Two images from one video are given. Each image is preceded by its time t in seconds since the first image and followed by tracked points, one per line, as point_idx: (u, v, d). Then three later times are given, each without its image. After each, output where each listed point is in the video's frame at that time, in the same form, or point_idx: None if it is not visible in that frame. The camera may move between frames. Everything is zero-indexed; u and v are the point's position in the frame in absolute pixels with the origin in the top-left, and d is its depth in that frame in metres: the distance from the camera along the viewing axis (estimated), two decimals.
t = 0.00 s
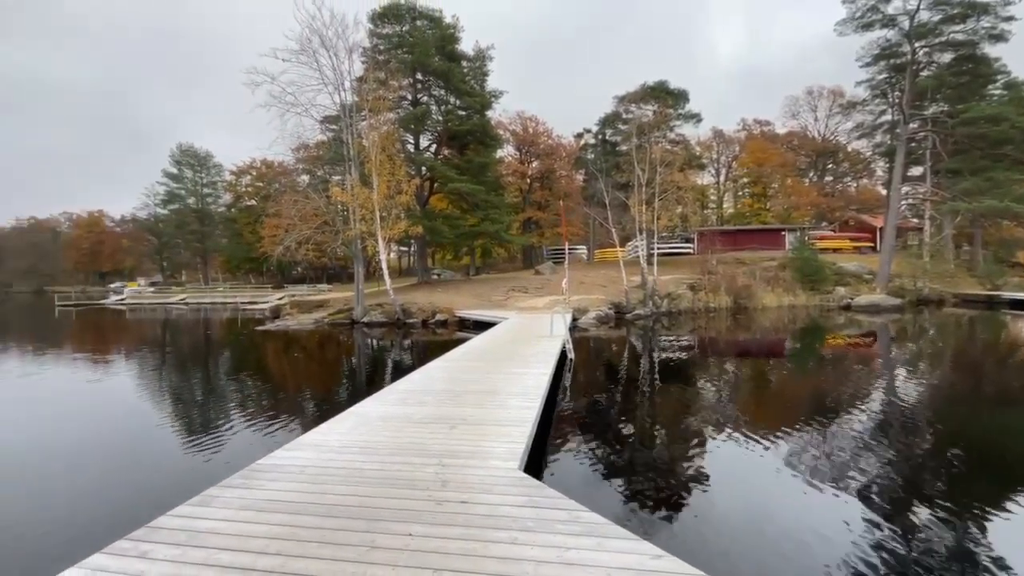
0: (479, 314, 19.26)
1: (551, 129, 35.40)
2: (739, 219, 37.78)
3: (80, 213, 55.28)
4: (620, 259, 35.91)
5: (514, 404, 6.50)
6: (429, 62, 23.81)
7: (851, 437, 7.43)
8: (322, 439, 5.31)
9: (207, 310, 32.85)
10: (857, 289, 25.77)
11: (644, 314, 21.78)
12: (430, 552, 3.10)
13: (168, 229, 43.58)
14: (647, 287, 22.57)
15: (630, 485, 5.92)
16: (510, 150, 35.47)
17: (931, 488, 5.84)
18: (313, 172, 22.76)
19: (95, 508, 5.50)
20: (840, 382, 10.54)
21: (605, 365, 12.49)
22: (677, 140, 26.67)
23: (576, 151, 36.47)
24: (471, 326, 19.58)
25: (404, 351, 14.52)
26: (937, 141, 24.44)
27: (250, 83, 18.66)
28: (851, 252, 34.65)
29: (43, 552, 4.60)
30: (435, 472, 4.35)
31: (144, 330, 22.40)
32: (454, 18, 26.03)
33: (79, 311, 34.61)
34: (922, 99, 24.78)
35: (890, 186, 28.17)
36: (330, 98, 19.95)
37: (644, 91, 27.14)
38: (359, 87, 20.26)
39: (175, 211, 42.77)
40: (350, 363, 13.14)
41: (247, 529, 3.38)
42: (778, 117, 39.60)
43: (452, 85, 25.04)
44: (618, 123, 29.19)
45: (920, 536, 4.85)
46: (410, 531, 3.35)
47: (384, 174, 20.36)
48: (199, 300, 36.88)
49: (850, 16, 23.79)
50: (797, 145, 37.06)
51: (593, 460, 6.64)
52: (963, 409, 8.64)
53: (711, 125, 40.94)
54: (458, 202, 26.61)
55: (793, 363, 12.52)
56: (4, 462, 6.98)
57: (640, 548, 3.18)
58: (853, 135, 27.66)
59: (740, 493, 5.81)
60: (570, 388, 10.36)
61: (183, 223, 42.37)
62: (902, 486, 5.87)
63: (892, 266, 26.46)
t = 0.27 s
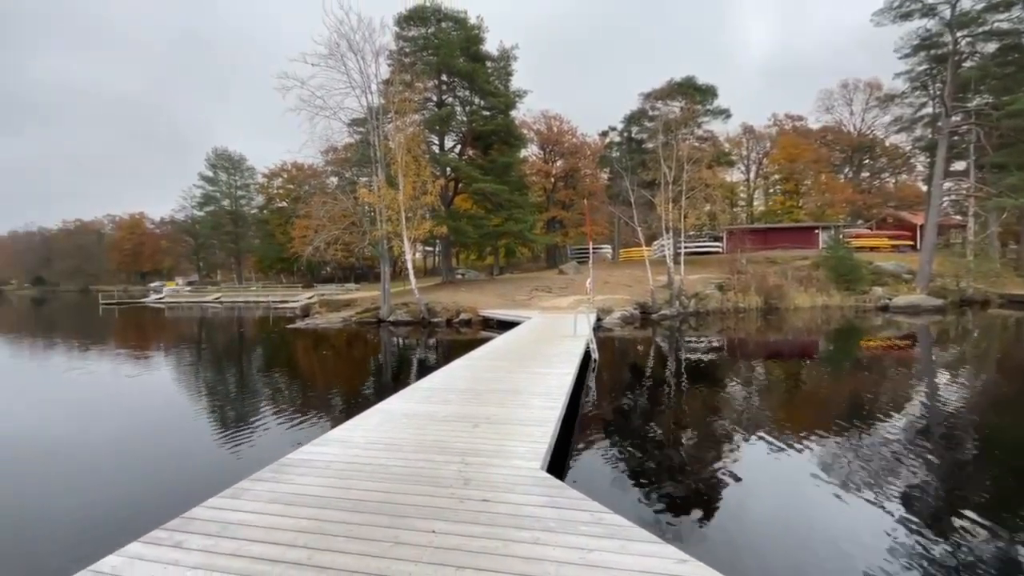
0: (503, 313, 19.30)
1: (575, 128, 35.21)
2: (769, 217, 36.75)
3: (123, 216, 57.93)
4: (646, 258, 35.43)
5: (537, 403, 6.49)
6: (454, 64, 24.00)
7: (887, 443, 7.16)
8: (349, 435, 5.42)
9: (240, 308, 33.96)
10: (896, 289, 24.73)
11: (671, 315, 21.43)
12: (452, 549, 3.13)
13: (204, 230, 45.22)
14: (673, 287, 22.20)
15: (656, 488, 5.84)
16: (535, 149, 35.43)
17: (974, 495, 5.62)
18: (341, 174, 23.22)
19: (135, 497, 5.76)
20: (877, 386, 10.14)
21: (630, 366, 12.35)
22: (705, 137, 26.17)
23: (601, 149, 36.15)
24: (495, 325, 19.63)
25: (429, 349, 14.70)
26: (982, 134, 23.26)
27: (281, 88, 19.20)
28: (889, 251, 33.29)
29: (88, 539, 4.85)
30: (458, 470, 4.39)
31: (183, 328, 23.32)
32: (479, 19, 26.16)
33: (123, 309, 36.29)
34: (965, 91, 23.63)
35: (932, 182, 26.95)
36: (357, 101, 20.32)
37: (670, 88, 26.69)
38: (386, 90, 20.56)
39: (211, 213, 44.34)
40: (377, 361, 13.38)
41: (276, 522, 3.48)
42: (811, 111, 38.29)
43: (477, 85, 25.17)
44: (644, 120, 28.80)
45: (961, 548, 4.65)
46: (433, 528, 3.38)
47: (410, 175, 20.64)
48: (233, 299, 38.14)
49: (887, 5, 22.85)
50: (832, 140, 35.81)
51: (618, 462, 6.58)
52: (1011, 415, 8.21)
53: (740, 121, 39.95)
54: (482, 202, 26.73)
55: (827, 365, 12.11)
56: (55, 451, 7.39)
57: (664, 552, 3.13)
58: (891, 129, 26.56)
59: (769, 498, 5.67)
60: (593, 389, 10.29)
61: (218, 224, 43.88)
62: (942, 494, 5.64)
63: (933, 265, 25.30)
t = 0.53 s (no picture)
0: (525, 313, 19.30)
1: (599, 126, 34.92)
2: (800, 215, 35.70)
3: (161, 217, 60.23)
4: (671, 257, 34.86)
5: (559, 403, 6.47)
6: (477, 64, 24.11)
7: (924, 448, 6.89)
8: (374, 431, 5.52)
9: (270, 307, 34.89)
10: (936, 289, 23.66)
11: (697, 315, 21.02)
12: (474, 546, 3.16)
13: (236, 231, 46.63)
14: (699, 286, 21.80)
15: (680, 490, 5.76)
16: (558, 148, 35.28)
17: (1018, 505, 5.37)
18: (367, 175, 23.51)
19: (169, 489, 5.94)
20: (915, 389, 9.73)
21: (655, 366, 12.19)
22: (733, 133, 25.55)
23: (625, 147, 35.74)
24: (518, 325, 19.64)
25: (453, 348, 14.80)
26: None
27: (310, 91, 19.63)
28: (928, 249, 31.91)
29: (125, 529, 5.03)
30: (480, 467, 4.42)
31: (216, 325, 24.11)
32: (502, 18, 26.19)
33: (160, 307, 37.77)
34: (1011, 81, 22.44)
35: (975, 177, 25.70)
36: (383, 103, 20.60)
37: (697, 83, 26.17)
38: (411, 91, 20.78)
39: (242, 214, 45.69)
40: (401, 359, 13.54)
41: (303, 515, 3.58)
42: (844, 105, 36.97)
43: (500, 85, 25.23)
44: (669, 117, 28.33)
45: (1004, 560, 4.44)
46: (455, 525, 3.42)
47: (433, 176, 20.83)
48: (263, 298, 39.22)
49: None
50: (867, 135, 34.54)
51: (641, 463, 6.51)
52: None
53: (769, 116, 38.89)
54: (505, 201, 26.79)
55: (861, 368, 11.68)
56: (97, 442, 7.73)
57: (688, 556, 3.08)
58: (930, 123, 25.44)
59: (797, 503, 5.52)
60: (617, 389, 10.18)
61: (249, 225, 45.19)
62: (984, 504, 5.39)
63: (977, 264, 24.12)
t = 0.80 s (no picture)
0: (547, 312, 19.25)
1: (621, 123, 34.58)
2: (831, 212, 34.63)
3: (194, 218, 62.32)
4: (696, 256, 34.23)
5: (581, 402, 6.45)
6: (499, 64, 24.16)
7: (963, 454, 6.61)
8: (397, 428, 5.60)
9: (298, 305, 35.75)
10: (976, 289, 22.65)
11: (722, 314, 20.61)
12: (495, 543, 3.18)
13: (264, 231, 47.89)
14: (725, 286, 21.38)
15: (704, 492, 5.67)
16: (580, 146, 35.05)
17: None
18: (391, 175, 23.78)
19: (198, 483, 6.11)
20: (954, 393, 9.34)
21: (679, 366, 12.02)
22: (761, 128, 24.90)
23: (649, 144, 35.28)
24: (539, 324, 19.61)
25: (475, 346, 14.89)
26: None
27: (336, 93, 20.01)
28: (968, 247, 30.55)
29: (154, 521, 5.18)
30: (501, 466, 4.44)
31: (245, 323, 24.81)
32: (524, 17, 26.17)
33: (194, 305, 39.09)
34: None
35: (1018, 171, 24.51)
36: (406, 104, 20.84)
37: (723, 78, 25.64)
38: (433, 92, 20.97)
39: (271, 214, 46.89)
40: (424, 357, 13.66)
41: (328, 509, 3.66)
42: (878, 97, 35.58)
43: (522, 83, 25.22)
44: (694, 113, 27.82)
45: None
46: (476, 522, 3.45)
47: (456, 176, 20.99)
48: (291, 296, 40.20)
49: None
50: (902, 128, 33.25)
51: (664, 464, 6.44)
52: None
53: (799, 111, 37.82)
54: (526, 200, 26.80)
55: (896, 370, 11.28)
56: (132, 435, 8.05)
57: (712, 560, 3.03)
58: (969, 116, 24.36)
59: (827, 508, 5.36)
60: (639, 389, 10.08)
61: (278, 225, 46.39)
62: None
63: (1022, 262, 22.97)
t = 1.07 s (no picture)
0: (567, 311, 19.16)
1: (643, 120, 34.19)
2: (862, 209, 33.55)
3: (222, 219, 64.13)
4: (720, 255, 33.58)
5: (602, 403, 6.41)
6: (519, 62, 24.15)
7: (1004, 461, 6.34)
8: (419, 425, 5.67)
9: (322, 304, 36.45)
10: (1017, 289, 21.64)
11: (748, 314, 20.17)
12: (516, 541, 3.20)
13: (290, 232, 48.95)
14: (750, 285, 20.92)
15: (728, 496, 5.58)
16: (601, 144, 34.76)
17: None
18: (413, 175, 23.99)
19: (220, 479, 6.20)
20: (993, 396, 8.96)
21: (702, 367, 11.84)
22: (788, 123, 24.27)
23: (671, 141, 34.79)
24: (560, 323, 19.54)
25: (495, 345, 14.93)
26: None
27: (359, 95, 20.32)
28: (1009, 245, 29.22)
29: (176, 517, 5.26)
30: (522, 464, 4.46)
31: (272, 321, 25.43)
32: (545, 15, 26.09)
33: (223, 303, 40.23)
34: None
35: None
36: (428, 104, 21.02)
37: (748, 72, 25.08)
38: (455, 92, 21.10)
39: (296, 215, 47.92)
40: (445, 356, 13.75)
41: (351, 503, 3.74)
42: (912, 90, 34.38)
43: (543, 82, 25.17)
44: (719, 108, 27.28)
45: None
46: (498, 520, 3.47)
47: (476, 175, 21.08)
48: (315, 295, 41.01)
49: None
50: (938, 122, 32.00)
51: (687, 466, 6.36)
52: None
53: (828, 105, 36.72)
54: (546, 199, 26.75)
55: (930, 372, 10.88)
56: (162, 430, 8.31)
57: (737, 563, 2.98)
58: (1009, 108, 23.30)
59: (856, 514, 5.21)
60: (661, 390, 9.98)
61: (303, 225, 47.39)
62: None
63: None
